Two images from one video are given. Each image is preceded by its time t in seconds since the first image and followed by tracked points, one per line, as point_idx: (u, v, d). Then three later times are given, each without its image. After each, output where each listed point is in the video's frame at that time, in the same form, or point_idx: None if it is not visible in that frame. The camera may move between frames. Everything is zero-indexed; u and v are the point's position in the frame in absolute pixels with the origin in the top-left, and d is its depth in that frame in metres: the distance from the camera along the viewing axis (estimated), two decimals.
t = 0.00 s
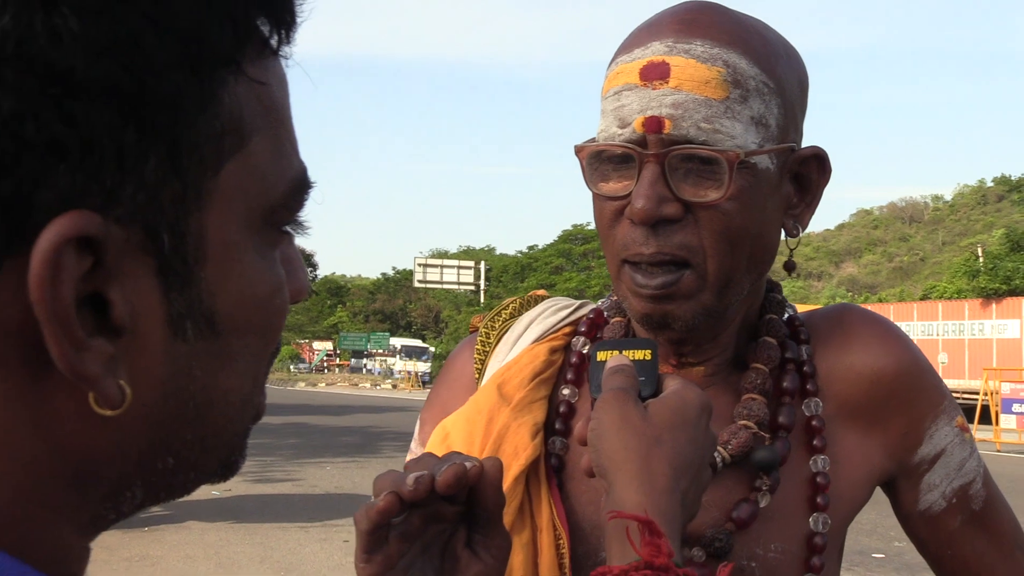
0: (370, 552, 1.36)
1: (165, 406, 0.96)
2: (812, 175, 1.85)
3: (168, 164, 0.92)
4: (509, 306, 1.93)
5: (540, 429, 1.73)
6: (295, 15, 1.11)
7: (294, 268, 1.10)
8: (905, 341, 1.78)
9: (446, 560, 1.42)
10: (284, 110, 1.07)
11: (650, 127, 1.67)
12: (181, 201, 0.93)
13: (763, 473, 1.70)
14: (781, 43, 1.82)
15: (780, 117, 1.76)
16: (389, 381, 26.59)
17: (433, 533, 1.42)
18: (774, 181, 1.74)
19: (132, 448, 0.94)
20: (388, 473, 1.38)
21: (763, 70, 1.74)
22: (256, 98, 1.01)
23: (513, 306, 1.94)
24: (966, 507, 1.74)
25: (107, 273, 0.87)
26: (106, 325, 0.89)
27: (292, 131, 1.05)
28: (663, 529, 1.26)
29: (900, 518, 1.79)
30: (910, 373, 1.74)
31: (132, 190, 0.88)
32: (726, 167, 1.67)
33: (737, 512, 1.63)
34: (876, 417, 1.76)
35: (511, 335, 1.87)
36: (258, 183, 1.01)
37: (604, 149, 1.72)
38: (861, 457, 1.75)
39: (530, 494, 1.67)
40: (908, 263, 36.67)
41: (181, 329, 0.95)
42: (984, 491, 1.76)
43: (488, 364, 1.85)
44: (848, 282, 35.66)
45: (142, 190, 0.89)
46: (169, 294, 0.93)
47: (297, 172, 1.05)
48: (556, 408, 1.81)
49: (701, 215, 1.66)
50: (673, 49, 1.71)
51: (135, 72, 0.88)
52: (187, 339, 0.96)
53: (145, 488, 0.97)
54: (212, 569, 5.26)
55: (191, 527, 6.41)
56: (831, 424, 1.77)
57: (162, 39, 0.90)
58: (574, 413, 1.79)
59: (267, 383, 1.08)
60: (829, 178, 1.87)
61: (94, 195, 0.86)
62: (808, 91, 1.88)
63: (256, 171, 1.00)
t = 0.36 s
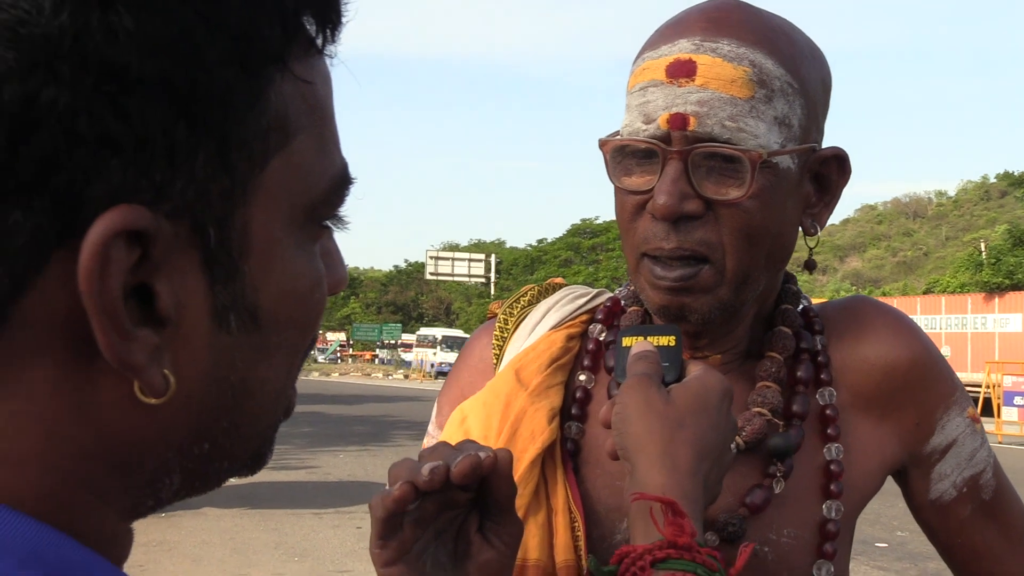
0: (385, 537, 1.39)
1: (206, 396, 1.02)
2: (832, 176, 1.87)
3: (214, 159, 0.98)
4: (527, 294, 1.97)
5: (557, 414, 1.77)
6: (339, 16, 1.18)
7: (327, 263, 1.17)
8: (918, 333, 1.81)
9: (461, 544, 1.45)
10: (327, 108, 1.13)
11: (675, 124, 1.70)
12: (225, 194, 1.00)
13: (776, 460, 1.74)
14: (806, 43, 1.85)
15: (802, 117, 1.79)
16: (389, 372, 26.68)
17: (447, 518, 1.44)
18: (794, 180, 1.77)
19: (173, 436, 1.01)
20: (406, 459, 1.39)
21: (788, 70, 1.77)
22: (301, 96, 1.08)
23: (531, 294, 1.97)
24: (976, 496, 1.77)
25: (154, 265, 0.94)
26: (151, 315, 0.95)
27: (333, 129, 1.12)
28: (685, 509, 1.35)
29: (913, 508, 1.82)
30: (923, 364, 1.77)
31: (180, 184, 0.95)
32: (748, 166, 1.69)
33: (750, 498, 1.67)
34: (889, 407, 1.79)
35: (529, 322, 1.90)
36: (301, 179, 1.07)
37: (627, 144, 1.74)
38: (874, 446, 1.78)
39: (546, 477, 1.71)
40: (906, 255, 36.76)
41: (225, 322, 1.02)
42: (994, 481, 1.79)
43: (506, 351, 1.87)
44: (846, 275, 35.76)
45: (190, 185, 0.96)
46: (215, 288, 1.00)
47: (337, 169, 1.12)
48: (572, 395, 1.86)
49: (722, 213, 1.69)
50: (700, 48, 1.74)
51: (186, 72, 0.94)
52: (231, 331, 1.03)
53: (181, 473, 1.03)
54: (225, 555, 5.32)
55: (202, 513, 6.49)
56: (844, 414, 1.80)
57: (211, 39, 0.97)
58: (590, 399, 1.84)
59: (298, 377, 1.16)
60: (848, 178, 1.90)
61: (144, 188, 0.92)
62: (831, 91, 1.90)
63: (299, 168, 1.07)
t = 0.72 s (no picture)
0: (386, 441, 1.36)
1: (213, 386, 1.04)
2: (837, 180, 1.89)
3: (226, 154, 1.00)
4: (533, 285, 1.99)
5: (558, 404, 1.79)
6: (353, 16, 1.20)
7: (340, 261, 1.20)
8: (919, 326, 1.82)
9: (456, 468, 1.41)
10: (339, 107, 1.15)
11: (684, 121, 1.71)
12: (238, 190, 1.01)
13: (776, 449, 1.75)
14: (822, 46, 1.86)
15: (812, 122, 1.80)
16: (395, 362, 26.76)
17: (449, 438, 1.40)
18: (798, 184, 1.79)
19: (180, 428, 1.02)
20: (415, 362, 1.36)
21: (802, 75, 1.78)
22: (313, 95, 1.10)
23: (537, 285, 1.99)
24: (975, 488, 1.78)
25: (164, 257, 0.95)
26: (162, 306, 0.97)
27: (345, 128, 1.14)
28: (687, 505, 1.36)
29: (911, 498, 1.84)
30: (923, 356, 1.79)
31: (191, 178, 0.97)
32: (751, 170, 1.71)
33: (749, 487, 1.69)
34: (888, 399, 1.80)
35: (533, 313, 1.91)
36: (313, 177, 1.09)
37: (636, 137, 1.76)
38: (873, 438, 1.80)
39: (547, 464, 1.72)
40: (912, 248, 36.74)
41: (233, 315, 1.03)
42: (994, 473, 1.79)
43: (510, 340, 1.89)
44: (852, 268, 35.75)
45: (202, 179, 0.98)
46: (223, 281, 1.01)
47: (347, 168, 1.14)
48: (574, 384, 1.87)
49: (722, 214, 1.71)
50: (716, 46, 1.75)
51: (199, 68, 0.96)
52: (239, 323, 1.04)
53: (188, 464, 1.05)
54: (235, 543, 5.38)
55: (212, 501, 6.55)
56: (844, 406, 1.82)
57: (224, 36, 0.99)
58: (592, 389, 1.86)
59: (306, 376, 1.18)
60: (855, 184, 1.91)
61: (157, 181, 0.94)
62: (845, 95, 1.91)
63: (309, 165, 1.09)
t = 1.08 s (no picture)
0: (287, 485, 1.41)
1: (208, 376, 1.03)
2: (817, 156, 1.89)
3: (217, 144, 0.99)
4: (522, 279, 1.99)
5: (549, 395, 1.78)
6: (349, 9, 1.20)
7: (334, 255, 1.19)
8: (908, 317, 1.83)
9: (370, 478, 1.49)
10: (335, 99, 1.15)
11: (660, 110, 1.71)
12: (229, 180, 1.00)
13: (766, 440, 1.76)
14: (790, 26, 1.86)
15: (786, 100, 1.80)
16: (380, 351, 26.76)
17: (349, 451, 1.50)
18: (780, 162, 1.79)
19: (173, 419, 1.02)
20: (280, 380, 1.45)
21: (771, 54, 1.78)
22: (308, 87, 1.09)
23: (527, 279, 1.99)
24: (962, 479, 1.78)
25: (154, 249, 0.95)
26: (152, 298, 0.96)
27: (340, 120, 1.14)
28: (681, 502, 1.39)
29: (900, 490, 1.84)
30: (912, 347, 1.80)
31: (181, 169, 0.96)
32: (732, 150, 1.71)
33: (740, 477, 1.70)
34: (878, 389, 1.82)
35: (524, 306, 1.93)
36: (306, 168, 1.09)
37: (615, 131, 1.76)
38: (863, 427, 1.81)
39: (538, 452, 1.73)
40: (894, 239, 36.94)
41: (225, 306, 1.02)
42: (982, 464, 1.79)
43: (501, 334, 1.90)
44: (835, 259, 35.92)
45: (193, 169, 0.97)
46: (214, 272, 1.00)
47: (343, 159, 1.14)
48: (565, 376, 1.87)
49: (707, 196, 1.70)
50: (683, 34, 1.75)
51: (190, 57, 0.95)
52: (232, 314, 1.03)
53: (186, 455, 1.06)
54: (223, 541, 5.36)
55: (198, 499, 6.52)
56: (835, 396, 1.83)
57: (215, 25, 0.97)
58: (583, 381, 1.86)
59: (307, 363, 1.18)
60: (834, 158, 1.91)
61: (146, 171, 0.93)
62: (816, 75, 1.91)
63: (303, 155, 1.08)
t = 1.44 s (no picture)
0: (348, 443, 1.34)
1: (201, 378, 1.04)
2: (818, 168, 1.91)
3: (209, 145, 0.99)
4: (517, 274, 1.99)
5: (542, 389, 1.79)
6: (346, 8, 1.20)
7: (331, 252, 1.21)
8: (895, 313, 1.85)
9: (427, 470, 1.36)
10: (332, 98, 1.15)
11: (673, 111, 1.72)
12: (222, 181, 1.01)
13: (752, 435, 1.77)
14: (805, 37, 1.88)
15: (796, 111, 1.82)
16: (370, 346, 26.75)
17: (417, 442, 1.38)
18: (784, 171, 1.81)
19: (165, 418, 1.02)
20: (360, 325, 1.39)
21: (787, 65, 1.80)
22: (303, 85, 1.10)
23: (521, 275, 1.99)
24: (948, 472, 1.80)
25: (146, 250, 0.95)
26: (144, 300, 0.97)
27: (337, 119, 1.14)
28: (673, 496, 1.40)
29: (888, 483, 1.86)
30: (898, 343, 1.81)
31: (173, 170, 0.96)
32: (741, 160, 1.72)
33: (728, 472, 1.71)
34: (865, 385, 1.83)
35: (518, 301, 1.93)
36: (301, 169, 1.09)
37: (625, 126, 1.76)
38: (851, 422, 1.82)
39: (530, 450, 1.73)
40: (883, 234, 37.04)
41: (218, 307, 1.03)
42: (969, 457, 1.81)
43: (496, 328, 1.89)
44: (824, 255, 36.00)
45: (185, 169, 0.97)
46: (208, 273, 1.01)
47: (340, 158, 1.15)
48: (557, 371, 1.88)
49: (710, 202, 1.72)
50: (703, 36, 1.75)
51: (182, 57, 0.95)
52: (225, 316, 1.04)
53: (179, 454, 1.06)
54: (224, 533, 5.37)
55: (196, 491, 6.54)
56: (822, 391, 1.85)
57: (209, 25, 0.97)
58: (575, 376, 1.87)
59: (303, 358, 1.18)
60: (834, 171, 1.93)
61: (137, 171, 0.93)
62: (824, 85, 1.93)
63: (297, 155, 1.09)
